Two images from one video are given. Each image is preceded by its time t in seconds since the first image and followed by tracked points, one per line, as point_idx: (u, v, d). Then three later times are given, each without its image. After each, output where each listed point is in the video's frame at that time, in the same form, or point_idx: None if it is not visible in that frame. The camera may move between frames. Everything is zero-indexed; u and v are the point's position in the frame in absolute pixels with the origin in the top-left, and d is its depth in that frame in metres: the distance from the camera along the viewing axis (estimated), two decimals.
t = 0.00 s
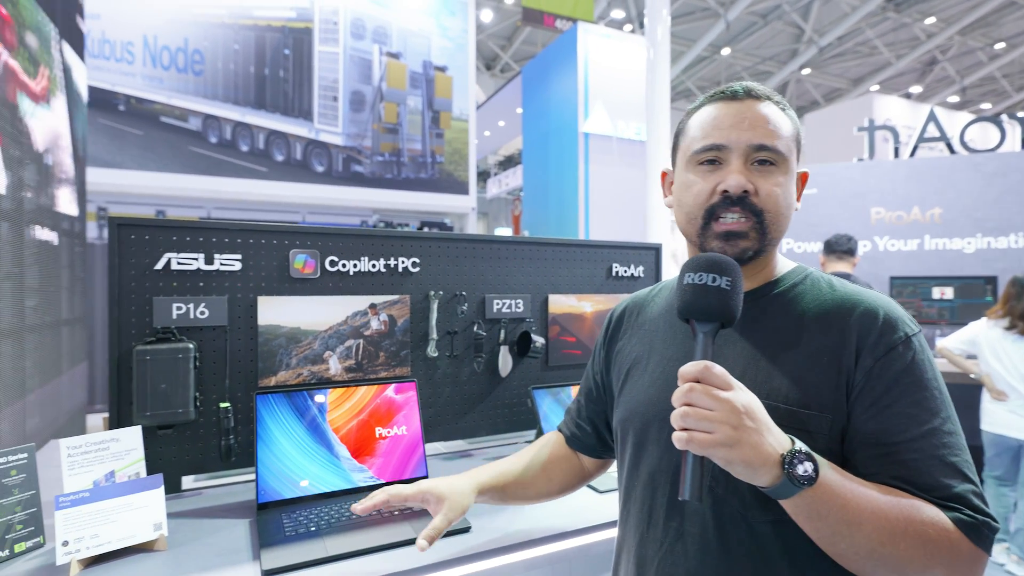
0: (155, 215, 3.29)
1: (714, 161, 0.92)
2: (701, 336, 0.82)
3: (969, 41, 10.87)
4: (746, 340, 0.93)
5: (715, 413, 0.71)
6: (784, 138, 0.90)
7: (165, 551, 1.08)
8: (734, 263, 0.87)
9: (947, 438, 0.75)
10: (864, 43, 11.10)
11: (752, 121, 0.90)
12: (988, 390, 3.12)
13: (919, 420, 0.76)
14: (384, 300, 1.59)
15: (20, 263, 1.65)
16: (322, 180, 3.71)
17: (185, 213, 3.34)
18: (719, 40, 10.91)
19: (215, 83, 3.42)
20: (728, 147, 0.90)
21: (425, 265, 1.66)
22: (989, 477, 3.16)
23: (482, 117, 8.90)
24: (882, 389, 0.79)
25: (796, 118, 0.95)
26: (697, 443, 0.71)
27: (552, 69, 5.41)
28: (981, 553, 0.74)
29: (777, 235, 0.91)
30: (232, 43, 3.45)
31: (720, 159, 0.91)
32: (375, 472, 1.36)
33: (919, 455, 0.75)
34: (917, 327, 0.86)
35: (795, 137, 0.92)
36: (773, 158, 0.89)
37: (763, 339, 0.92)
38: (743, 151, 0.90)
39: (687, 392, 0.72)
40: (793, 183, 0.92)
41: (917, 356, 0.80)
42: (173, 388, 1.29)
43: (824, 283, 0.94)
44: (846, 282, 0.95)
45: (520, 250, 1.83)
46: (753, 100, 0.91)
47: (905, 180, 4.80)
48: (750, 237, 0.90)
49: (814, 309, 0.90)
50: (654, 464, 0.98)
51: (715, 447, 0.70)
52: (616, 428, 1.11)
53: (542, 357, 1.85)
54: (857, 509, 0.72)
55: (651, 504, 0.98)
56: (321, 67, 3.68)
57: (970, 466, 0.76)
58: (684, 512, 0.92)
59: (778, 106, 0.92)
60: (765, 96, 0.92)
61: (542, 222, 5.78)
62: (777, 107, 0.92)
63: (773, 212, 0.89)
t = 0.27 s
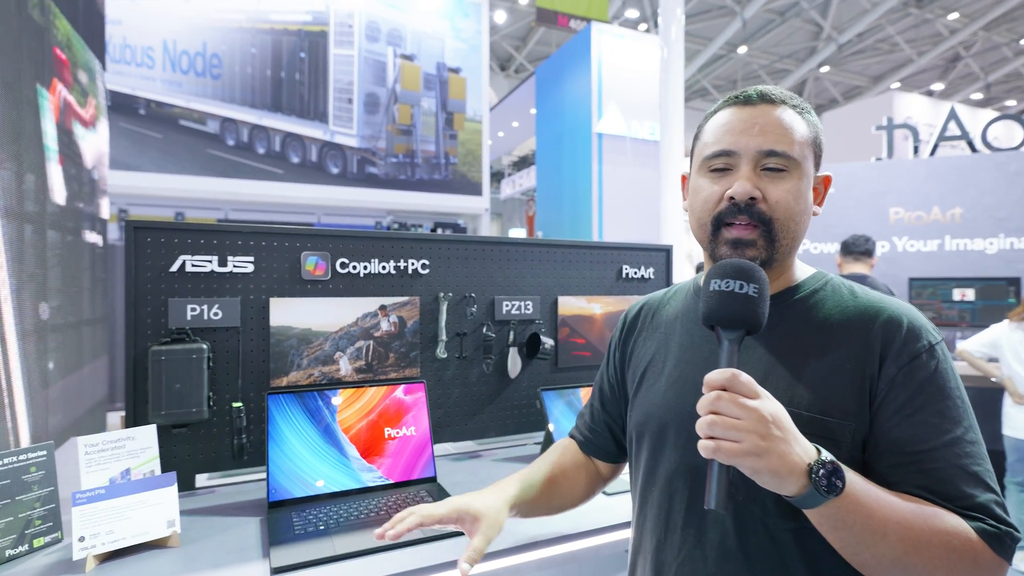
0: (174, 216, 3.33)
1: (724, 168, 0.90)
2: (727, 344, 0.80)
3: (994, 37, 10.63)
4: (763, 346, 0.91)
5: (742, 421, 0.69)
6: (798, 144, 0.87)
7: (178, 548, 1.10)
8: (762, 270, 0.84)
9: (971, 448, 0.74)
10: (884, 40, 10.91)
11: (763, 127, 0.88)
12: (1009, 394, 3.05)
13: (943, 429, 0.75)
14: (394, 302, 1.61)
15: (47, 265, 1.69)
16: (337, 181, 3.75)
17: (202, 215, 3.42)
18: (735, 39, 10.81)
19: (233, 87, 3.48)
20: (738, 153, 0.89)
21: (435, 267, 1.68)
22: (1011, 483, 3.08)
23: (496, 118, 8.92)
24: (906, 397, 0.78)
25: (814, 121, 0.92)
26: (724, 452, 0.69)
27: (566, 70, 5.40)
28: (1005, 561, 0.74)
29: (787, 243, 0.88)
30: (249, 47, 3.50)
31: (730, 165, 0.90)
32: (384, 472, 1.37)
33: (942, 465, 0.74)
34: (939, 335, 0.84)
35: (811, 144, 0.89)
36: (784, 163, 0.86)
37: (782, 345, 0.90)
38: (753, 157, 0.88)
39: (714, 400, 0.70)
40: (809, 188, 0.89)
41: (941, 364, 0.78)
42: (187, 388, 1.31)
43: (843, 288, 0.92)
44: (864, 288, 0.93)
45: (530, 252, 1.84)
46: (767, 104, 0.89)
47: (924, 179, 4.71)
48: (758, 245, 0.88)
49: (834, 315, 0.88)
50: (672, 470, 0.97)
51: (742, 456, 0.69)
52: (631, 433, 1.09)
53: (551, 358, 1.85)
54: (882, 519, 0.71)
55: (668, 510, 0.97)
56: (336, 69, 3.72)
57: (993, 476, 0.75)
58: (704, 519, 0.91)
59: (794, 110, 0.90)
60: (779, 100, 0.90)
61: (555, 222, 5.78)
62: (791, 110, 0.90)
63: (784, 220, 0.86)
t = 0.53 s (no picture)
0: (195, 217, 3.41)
1: (732, 175, 0.88)
2: (735, 358, 0.78)
3: None
4: (767, 354, 0.90)
5: (755, 438, 0.67)
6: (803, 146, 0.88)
7: (185, 544, 1.12)
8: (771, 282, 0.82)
9: (982, 456, 0.73)
10: (910, 36, 10.68)
11: (768, 132, 0.87)
12: None
13: (952, 437, 0.73)
14: (401, 303, 1.62)
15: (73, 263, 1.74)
16: (354, 182, 3.78)
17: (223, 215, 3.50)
18: (755, 36, 10.67)
19: (252, 89, 3.53)
20: (747, 159, 0.87)
21: (442, 268, 1.68)
22: None
23: (513, 119, 8.93)
24: (914, 405, 0.76)
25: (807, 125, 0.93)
26: (738, 470, 0.67)
27: (582, 70, 5.39)
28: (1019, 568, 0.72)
29: (801, 247, 0.87)
30: (268, 50, 3.55)
31: (738, 172, 0.88)
32: (389, 473, 1.38)
33: (952, 473, 0.72)
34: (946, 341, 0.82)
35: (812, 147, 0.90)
36: (793, 167, 0.86)
37: (786, 353, 0.88)
38: (762, 162, 0.87)
39: (726, 417, 0.68)
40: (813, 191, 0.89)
41: (948, 372, 0.77)
42: (197, 387, 1.34)
43: (849, 294, 0.90)
44: (870, 294, 0.91)
45: (538, 253, 1.84)
46: (767, 109, 0.89)
47: (948, 179, 4.60)
48: (777, 250, 0.87)
49: (840, 320, 0.86)
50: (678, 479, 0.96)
51: (756, 474, 0.67)
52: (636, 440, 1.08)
53: (559, 360, 1.84)
54: (894, 531, 0.70)
55: (675, 520, 0.96)
56: (353, 71, 3.76)
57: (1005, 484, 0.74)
58: (714, 532, 0.90)
59: (792, 114, 0.90)
60: (778, 105, 0.90)
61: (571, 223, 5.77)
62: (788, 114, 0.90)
63: (800, 223, 0.86)
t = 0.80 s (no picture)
0: (209, 215, 3.46)
1: (686, 191, 0.89)
2: (693, 376, 0.80)
3: None
4: (747, 361, 0.89)
5: (705, 457, 0.68)
6: (760, 157, 0.85)
7: (181, 539, 1.14)
8: (728, 303, 0.83)
9: (957, 465, 0.72)
10: (931, 38, 10.52)
11: (719, 146, 0.86)
12: None
13: (927, 446, 0.73)
14: (402, 304, 1.63)
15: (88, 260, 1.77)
16: (366, 182, 3.81)
17: (237, 214, 3.57)
18: (772, 38, 10.57)
19: (267, 90, 3.58)
20: (698, 174, 0.87)
21: (443, 270, 1.70)
22: None
23: (525, 120, 8.93)
24: (890, 415, 0.76)
25: (783, 130, 0.89)
26: (688, 488, 0.68)
27: (594, 72, 5.38)
28: None
29: (752, 259, 0.86)
30: (283, 50, 3.58)
31: (692, 187, 0.88)
32: (385, 472, 1.39)
33: (926, 483, 0.72)
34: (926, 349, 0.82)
35: (777, 155, 0.86)
36: (745, 180, 0.84)
37: (766, 362, 0.87)
38: (712, 177, 0.86)
39: (676, 437, 0.70)
40: (777, 201, 0.86)
41: (925, 381, 0.76)
42: (198, 384, 1.36)
43: (830, 301, 0.90)
44: (850, 301, 0.90)
45: (540, 256, 1.84)
46: (726, 120, 0.87)
47: (963, 185, 4.53)
48: (727, 263, 0.86)
49: (820, 328, 0.86)
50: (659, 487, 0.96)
51: (706, 492, 0.68)
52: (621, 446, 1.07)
53: (558, 363, 1.85)
54: (853, 546, 0.70)
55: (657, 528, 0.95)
56: (366, 72, 3.78)
57: (981, 495, 0.73)
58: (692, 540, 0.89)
59: (756, 123, 0.87)
60: (741, 115, 0.87)
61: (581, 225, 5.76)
62: (752, 123, 0.87)
63: (749, 237, 0.85)
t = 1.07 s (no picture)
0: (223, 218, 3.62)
1: (636, 220, 0.90)
2: (632, 388, 0.85)
3: None
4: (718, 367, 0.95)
5: (632, 462, 0.77)
6: (698, 173, 0.85)
7: (185, 535, 1.16)
8: (660, 321, 0.89)
9: (920, 483, 0.73)
10: (950, 36, 10.35)
11: (653, 172, 0.87)
12: None
13: (885, 462, 0.74)
14: (404, 306, 1.65)
15: (104, 261, 1.81)
16: (377, 184, 3.85)
17: (250, 216, 3.67)
18: (787, 37, 10.46)
19: (279, 93, 3.62)
20: (641, 203, 0.89)
21: (445, 272, 1.71)
22: None
23: (537, 121, 8.93)
24: (850, 428, 0.78)
25: (723, 132, 0.88)
26: (617, 490, 0.77)
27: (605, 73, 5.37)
28: None
29: (719, 269, 0.87)
30: (295, 54, 3.62)
31: (640, 216, 0.90)
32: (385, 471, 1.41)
33: (878, 500, 0.74)
34: (906, 361, 0.81)
35: (715, 164, 0.86)
36: (689, 199, 0.85)
37: (735, 369, 0.92)
38: (655, 203, 0.87)
39: (609, 443, 0.79)
40: (727, 208, 0.86)
41: (893, 396, 0.77)
42: (204, 384, 1.39)
43: (813, 309, 0.91)
44: (836, 308, 0.91)
45: (543, 257, 1.85)
46: (660, 143, 0.87)
47: (980, 185, 4.46)
48: (692, 280, 0.88)
49: (794, 338, 0.88)
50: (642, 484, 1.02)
51: (633, 495, 0.76)
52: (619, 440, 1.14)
53: (561, 364, 1.85)
54: (785, 555, 0.74)
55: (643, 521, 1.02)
56: (378, 75, 3.81)
57: (948, 516, 0.73)
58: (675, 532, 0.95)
59: (688, 136, 0.87)
60: (674, 134, 0.87)
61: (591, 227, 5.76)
62: (687, 138, 0.86)
63: (707, 250, 0.86)
